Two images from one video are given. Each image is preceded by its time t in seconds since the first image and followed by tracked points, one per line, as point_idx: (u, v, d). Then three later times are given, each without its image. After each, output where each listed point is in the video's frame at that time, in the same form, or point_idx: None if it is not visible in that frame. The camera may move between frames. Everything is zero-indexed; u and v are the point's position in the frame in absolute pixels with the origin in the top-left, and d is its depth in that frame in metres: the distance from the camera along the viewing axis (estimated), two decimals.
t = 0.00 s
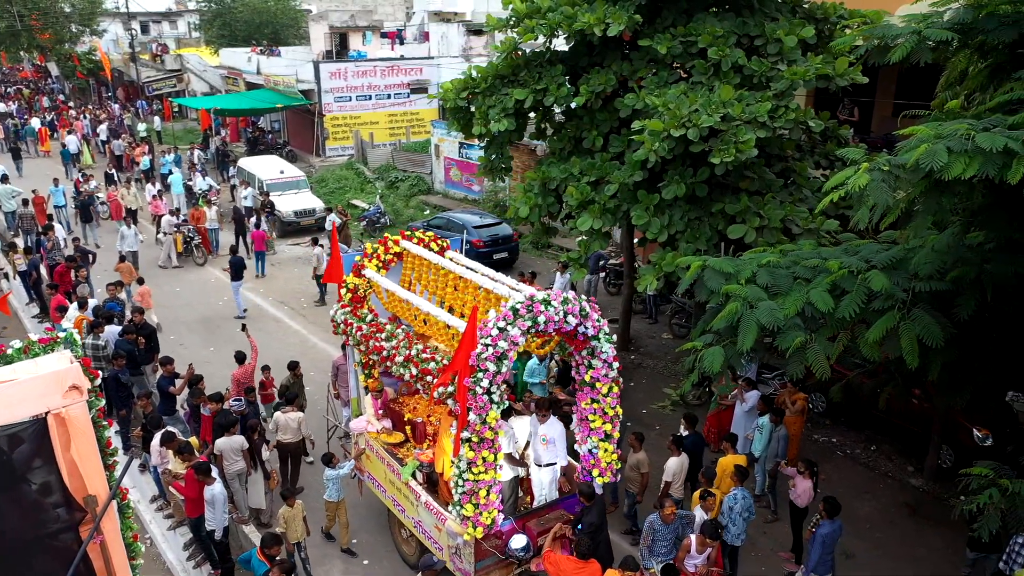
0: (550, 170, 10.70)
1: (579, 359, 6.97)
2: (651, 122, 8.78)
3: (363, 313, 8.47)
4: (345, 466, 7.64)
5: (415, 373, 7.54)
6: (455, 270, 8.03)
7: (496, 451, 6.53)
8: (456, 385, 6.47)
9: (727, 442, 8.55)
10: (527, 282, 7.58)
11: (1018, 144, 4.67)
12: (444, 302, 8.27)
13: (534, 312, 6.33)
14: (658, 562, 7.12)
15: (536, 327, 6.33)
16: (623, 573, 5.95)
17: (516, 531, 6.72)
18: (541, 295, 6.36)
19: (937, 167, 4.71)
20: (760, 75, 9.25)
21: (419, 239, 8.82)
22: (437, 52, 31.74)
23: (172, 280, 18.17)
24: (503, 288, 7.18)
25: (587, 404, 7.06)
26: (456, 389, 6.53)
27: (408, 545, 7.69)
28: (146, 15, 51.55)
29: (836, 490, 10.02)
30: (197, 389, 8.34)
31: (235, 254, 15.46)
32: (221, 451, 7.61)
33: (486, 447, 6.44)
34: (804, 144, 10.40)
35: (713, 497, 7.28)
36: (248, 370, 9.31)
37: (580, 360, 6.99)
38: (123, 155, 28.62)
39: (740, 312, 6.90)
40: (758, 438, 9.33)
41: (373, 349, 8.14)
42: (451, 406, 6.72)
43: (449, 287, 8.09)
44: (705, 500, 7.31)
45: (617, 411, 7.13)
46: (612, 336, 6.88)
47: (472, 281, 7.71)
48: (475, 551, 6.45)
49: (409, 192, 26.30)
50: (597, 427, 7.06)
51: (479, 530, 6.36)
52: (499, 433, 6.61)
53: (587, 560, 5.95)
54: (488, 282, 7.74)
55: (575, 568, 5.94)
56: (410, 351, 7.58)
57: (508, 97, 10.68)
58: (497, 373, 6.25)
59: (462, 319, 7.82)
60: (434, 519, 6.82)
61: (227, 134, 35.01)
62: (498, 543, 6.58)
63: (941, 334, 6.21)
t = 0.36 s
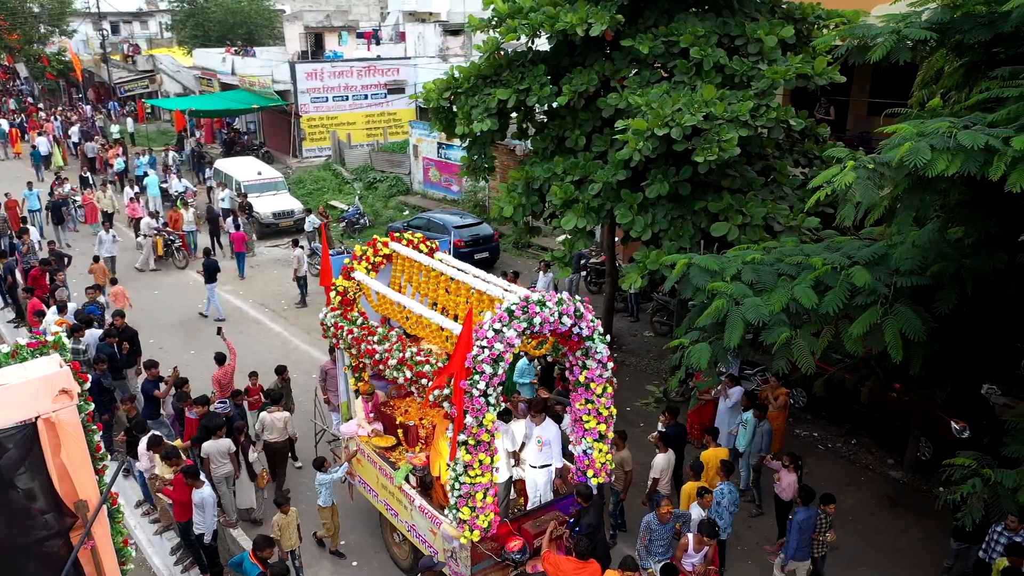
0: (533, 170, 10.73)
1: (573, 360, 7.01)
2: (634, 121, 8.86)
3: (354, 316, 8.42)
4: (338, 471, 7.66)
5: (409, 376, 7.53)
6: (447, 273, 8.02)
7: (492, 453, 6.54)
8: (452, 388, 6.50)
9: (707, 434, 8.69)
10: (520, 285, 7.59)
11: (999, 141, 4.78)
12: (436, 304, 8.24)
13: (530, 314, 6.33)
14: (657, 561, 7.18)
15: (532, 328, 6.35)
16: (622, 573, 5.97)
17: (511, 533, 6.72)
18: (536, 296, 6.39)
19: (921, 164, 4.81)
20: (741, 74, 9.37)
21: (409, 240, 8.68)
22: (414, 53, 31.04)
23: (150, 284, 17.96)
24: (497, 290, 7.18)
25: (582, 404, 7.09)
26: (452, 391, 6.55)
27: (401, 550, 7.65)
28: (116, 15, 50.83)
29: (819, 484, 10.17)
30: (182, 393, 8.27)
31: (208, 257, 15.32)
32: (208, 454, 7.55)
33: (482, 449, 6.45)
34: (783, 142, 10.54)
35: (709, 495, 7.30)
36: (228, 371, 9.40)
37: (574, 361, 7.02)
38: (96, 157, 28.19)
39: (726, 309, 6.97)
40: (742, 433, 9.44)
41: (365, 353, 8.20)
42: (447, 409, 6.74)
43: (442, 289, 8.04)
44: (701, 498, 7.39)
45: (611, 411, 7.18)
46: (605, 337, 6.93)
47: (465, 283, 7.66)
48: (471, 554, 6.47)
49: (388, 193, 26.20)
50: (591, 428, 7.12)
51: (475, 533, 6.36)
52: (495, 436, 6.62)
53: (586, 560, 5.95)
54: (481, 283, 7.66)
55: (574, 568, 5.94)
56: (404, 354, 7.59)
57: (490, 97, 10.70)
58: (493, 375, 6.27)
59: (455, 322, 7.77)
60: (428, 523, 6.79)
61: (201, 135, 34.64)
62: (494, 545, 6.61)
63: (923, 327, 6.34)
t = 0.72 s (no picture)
0: (516, 169, 10.75)
1: (566, 360, 7.02)
2: (618, 120, 8.93)
3: (343, 319, 8.26)
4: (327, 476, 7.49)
5: (403, 380, 7.39)
6: (438, 274, 7.91)
7: (488, 456, 6.52)
8: (448, 391, 6.47)
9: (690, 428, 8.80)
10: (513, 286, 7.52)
11: (979, 138, 4.89)
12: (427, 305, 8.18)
13: (524, 315, 6.31)
14: (655, 560, 7.19)
15: (527, 329, 6.33)
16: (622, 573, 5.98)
17: (507, 535, 6.70)
18: (530, 297, 6.37)
19: (905, 162, 4.90)
20: (722, 73, 9.49)
21: (398, 242, 8.55)
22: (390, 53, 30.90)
23: (127, 287, 17.74)
24: (490, 291, 7.12)
25: (576, 405, 7.11)
26: (447, 394, 6.52)
27: (393, 555, 7.60)
28: (84, 15, 50.02)
29: (801, 477, 10.31)
30: (167, 396, 8.19)
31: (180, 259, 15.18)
32: (194, 457, 7.50)
33: (479, 452, 6.42)
34: (763, 140, 10.67)
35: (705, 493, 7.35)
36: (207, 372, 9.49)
37: (568, 362, 7.02)
38: (67, 159, 27.74)
39: (711, 306, 7.04)
40: (727, 429, 9.53)
41: (355, 356, 7.93)
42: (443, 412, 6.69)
43: (433, 291, 7.97)
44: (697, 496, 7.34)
45: (605, 411, 7.18)
46: (599, 337, 6.93)
47: (457, 285, 7.61)
48: (468, 557, 6.45)
49: (366, 194, 26.08)
50: (585, 428, 7.11)
51: (472, 536, 6.34)
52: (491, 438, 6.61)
53: (586, 559, 5.93)
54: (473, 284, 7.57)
55: (574, 568, 5.93)
56: (397, 357, 7.41)
57: (473, 97, 10.71)
58: (489, 377, 6.21)
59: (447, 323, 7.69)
60: (423, 526, 6.78)
61: (175, 137, 34.23)
62: (491, 547, 6.60)
63: (905, 321, 6.47)
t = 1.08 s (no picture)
0: (499, 169, 10.75)
1: (561, 361, 7.01)
2: (602, 119, 9.00)
3: (334, 321, 8.06)
4: (318, 482, 7.40)
5: (399, 382, 7.31)
6: (429, 275, 7.87)
7: (485, 458, 6.53)
8: (445, 392, 6.42)
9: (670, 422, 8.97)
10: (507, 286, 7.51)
11: (960, 135, 5.01)
12: (419, 307, 8.13)
13: (520, 315, 6.35)
14: (653, 559, 7.22)
15: (523, 330, 6.36)
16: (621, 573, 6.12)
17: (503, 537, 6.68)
18: (525, 298, 6.39)
19: (888, 159, 5.00)
20: (703, 73, 9.61)
21: (388, 243, 8.50)
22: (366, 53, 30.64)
23: (105, 291, 17.53)
24: (485, 292, 7.09)
25: (571, 405, 7.12)
26: (445, 396, 6.47)
27: (386, 558, 7.55)
28: (51, 15, 49.16)
29: (784, 471, 10.45)
30: (152, 400, 8.12)
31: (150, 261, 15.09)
32: (181, 460, 7.44)
33: (476, 454, 6.42)
34: (742, 139, 10.80)
35: (702, 493, 7.15)
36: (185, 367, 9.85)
37: (562, 362, 7.04)
38: (38, 161, 27.28)
39: (697, 303, 7.13)
40: (711, 424, 9.64)
41: (349, 360, 7.78)
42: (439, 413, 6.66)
43: (425, 292, 7.93)
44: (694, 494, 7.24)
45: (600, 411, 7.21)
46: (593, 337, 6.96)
47: (451, 287, 7.60)
48: (464, 559, 6.39)
49: (344, 195, 25.93)
50: (581, 428, 7.15)
51: (470, 539, 6.29)
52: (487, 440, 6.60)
53: (585, 560, 5.98)
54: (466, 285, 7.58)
55: (574, 568, 5.97)
56: (392, 360, 7.40)
57: (455, 97, 10.71)
58: (486, 378, 6.22)
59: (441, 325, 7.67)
60: (418, 530, 6.69)
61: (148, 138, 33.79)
62: (487, 549, 6.55)
63: (887, 315, 6.59)
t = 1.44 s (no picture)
0: (482, 169, 10.76)
1: (556, 361, 6.90)
2: (585, 119, 9.06)
3: (324, 323, 7.93)
4: (309, 486, 7.32)
5: (394, 385, 7.05)
6: (422, 276, 7.72)
7: (483, 460, 6.38)
8: (442, 394, 6.30)
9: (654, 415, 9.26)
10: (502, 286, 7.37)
11: (941, 132, 5.12)
12: (410, 308, 7.98)
13: (516, 316, 6.24)
14: (650, 558, 7.30)
15: (520, 330, 6.26)
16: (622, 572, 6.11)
17: (500, 538, 6.59)
18: (522, 299, 6.29)
19: (872, 157, 5.10)
20: (684, 72, 9.71)
21: (378, 245, 8.38)
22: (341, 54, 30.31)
23: (82, 295, 17.29)
24: (480, 293, 6.95)
25: (566, 405, 6.95)
26: (442, 398, 6.34)
27: (379, 562, 7.48)
28: (17, 15, 48.28)
29: (767, 465, 10.58)
30: (137, 404, 8.06)
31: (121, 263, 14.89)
32: (167, 464, 7.37)
33: (474, 456, 6.28)
34: (722, 137, 10.92)
35: (701, 493, 7.19)
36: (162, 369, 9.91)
37: (557, 362, 6.91)
38: (8, 164, 26.78)
39: (683, 299, 7.19)
40: (695, 419, 9.73)
41: (342, 362, 7.64)
42: (436, 416, 6.50)
43: (417, 293, 7.77)
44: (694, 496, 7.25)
45: (596, 410, 7.05)
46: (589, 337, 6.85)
47: (443, 288, 7.48)
48: (462, 561, 6.30)
49: (322, 196, 25.78)
50: (575, 428, 6.96)
51: (467, 541, 6.21)
52: (485, 441, 6.46)
53: (585, 559, 5.95)
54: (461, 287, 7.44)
55: (575, 568, 5.92)
56: (386, 361, 7.12)
57: (438, 97, 10.71)
58: (483, 380, 6.14)
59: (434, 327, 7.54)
60: (415, 533, 6.64)
61: (120, 140, 33.33)
62: (484, 551, 6.46)
63: (869, 310, 6.72)
